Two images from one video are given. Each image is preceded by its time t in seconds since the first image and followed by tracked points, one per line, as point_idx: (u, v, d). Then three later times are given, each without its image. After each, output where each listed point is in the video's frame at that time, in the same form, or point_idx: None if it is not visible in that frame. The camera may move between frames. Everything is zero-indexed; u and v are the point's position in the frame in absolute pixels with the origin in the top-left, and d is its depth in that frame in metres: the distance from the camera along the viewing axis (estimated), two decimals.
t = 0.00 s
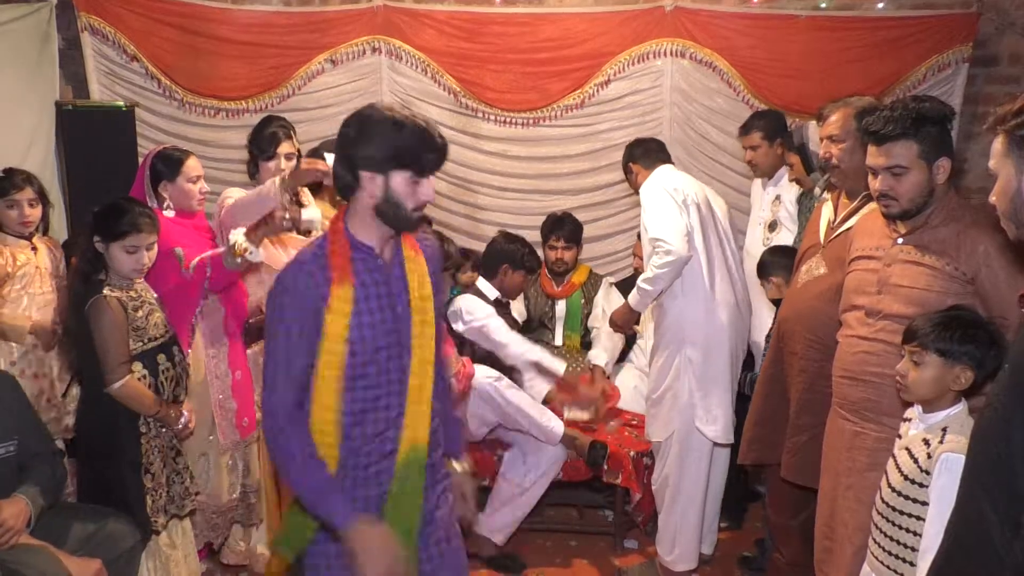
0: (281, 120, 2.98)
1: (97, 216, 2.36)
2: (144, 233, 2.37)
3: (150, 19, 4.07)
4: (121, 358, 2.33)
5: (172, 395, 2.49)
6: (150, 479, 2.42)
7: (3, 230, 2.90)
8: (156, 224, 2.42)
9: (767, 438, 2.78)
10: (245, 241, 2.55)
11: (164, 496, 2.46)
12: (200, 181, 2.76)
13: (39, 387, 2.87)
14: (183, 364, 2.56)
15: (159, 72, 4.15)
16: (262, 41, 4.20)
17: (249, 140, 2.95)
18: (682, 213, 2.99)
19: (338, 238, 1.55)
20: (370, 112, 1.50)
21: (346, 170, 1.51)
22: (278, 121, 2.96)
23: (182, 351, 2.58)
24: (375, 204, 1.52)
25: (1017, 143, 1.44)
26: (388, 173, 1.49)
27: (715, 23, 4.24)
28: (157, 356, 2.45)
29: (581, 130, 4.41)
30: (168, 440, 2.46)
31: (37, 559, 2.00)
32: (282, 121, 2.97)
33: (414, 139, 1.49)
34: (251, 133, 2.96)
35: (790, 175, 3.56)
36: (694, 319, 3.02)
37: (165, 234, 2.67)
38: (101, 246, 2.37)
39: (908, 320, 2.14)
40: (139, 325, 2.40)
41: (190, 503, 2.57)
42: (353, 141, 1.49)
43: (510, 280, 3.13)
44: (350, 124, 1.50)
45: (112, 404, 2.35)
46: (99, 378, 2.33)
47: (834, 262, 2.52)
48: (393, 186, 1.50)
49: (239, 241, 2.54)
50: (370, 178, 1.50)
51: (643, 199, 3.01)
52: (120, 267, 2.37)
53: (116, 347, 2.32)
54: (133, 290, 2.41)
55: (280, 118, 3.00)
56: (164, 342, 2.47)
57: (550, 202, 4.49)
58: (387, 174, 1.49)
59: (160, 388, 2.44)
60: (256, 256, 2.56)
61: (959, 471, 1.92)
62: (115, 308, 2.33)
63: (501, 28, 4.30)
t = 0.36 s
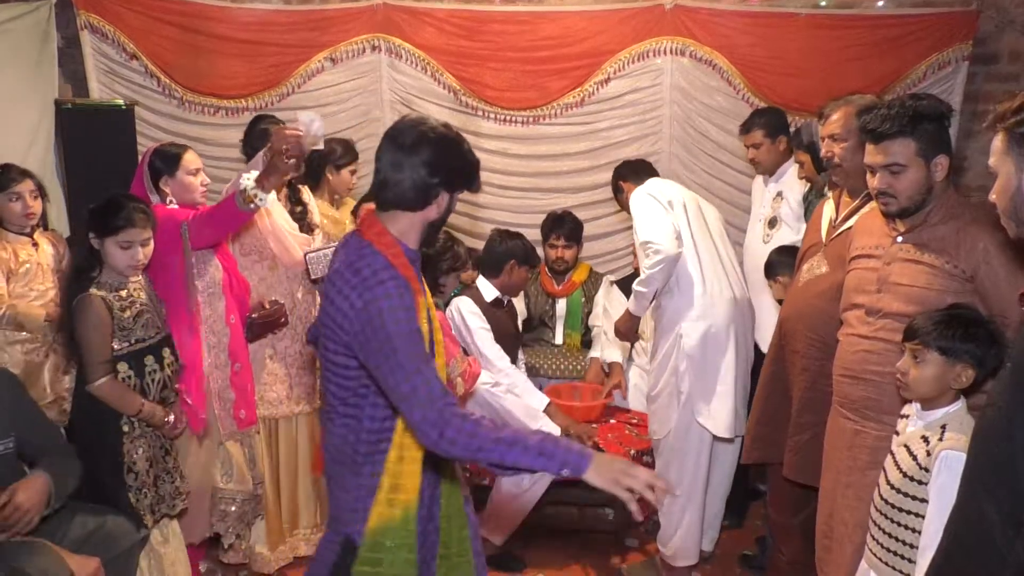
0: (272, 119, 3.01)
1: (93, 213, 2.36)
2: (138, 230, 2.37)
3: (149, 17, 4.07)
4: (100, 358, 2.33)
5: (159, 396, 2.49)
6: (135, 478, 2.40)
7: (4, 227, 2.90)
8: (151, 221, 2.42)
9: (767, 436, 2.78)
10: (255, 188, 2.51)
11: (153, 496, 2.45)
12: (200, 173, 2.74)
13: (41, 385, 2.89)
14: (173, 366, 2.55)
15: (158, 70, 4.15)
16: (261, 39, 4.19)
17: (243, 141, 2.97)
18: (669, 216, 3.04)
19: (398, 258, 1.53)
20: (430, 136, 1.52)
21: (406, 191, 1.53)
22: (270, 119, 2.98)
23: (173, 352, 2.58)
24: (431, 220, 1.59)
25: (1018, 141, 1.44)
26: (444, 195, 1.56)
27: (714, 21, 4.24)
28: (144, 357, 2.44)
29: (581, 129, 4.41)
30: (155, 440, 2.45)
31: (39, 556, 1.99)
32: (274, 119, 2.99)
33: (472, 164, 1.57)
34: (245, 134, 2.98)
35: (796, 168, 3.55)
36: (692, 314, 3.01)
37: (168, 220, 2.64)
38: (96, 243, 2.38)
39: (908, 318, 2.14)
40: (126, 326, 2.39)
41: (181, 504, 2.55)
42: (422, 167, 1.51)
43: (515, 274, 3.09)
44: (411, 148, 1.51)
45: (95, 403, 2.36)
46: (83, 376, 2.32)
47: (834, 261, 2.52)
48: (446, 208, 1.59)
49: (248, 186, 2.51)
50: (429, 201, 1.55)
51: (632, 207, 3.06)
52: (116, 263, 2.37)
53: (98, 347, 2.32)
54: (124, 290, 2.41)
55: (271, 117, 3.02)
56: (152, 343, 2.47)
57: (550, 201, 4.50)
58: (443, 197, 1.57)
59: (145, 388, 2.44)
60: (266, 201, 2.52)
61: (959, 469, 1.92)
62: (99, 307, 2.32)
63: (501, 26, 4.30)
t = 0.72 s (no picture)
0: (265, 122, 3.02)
1: (93, 209, 2.36)
2: (141, 221, 2.37)
3: (151, 16, 4.05)
4: (97, 354, 2.32)
5: (151, 395, 2.48)
6: (121, 476, 2.40)
7: (5, 223, 2.91)
8: (151, 211, 2.43)
9: (767, 435, 2.78)
10: (254, 184, 2.52)
11: (141, 495, 2.45)
12: (203, 169, 2.74)
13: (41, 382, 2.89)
14: (171, 365, 2.54)
15: (160, 69, 4.14)
16: (262, 39, 4.20)
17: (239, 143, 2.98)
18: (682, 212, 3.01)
19: (433, 233, 1.60)
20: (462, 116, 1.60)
21: (436, 168, 1.60)
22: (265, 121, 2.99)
23: (172, 352, 2.57)
24: (460, 203, 1.65)
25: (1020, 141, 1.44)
26: (473, 176, 1.63)
27: (715, 21, 4.24)
28: (140, 355, 2.44)
29: (581, 129, 4.42)
30: (145, 439, 2.45)
31: (39, 553, 2.00)
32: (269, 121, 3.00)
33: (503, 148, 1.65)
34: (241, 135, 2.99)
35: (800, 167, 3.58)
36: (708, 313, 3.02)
37: (171, 215, 2.62)
38: (101, 237, 2.38)
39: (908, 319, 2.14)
40: (128, 322, 2.39)
41: (170, 503, 2.55)
42: (451, 151, 1.59)
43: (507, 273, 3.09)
44: (443, 127, 1.59)
45: (91, 398, 2.35)
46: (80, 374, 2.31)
47: (836, 261, 2.52)
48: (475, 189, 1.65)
49: (246, 184, 2.51)
50: (457, 180, 1.62)
51: (642, 206, 3.01)
52: (119, 254, 2.37)
53: (99, 342, 2.31)
54: (127, 285, 2.41)
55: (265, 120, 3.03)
56: (151, 341, 2.46)
57: (551, 201, 4.50)
58: (471, 177, 1.63)
59: (138, 387, 2.44)
60: (264, 200, 2.54)
61: (957, 468, 1.92)
62: (103, 304, 2.32)
63: (502, 26, 4.30)
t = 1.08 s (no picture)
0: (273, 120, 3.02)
1: (88, 213, 2.35)
2: (137, 218, 2.37)
3: (154, 17, 4.06)
4: (102, 364, 2.33)
5: (159, 399, 2.47)
6: (130, 482, 2.40)
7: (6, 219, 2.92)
8: (145, 208, 2.43)
9: (768, 437, 2.78)
10: (255, 189, 2.52)
11: (149, 500, 2.44)
12: (201, 172, 2.73)
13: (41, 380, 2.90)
14: (175, 368, 2.54)
15: (162, 70, 4.14)
16: (264, 39, 4.19)
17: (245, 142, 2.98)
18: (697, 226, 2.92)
19: (451, 231, 1.78)
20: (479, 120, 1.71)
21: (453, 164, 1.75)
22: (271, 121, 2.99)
23: (176, 355, 2.57)
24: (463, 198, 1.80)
25: None
26: (478, 179, 1.74)
27: (716, 22, 4.24)
28: (146, 360, 2.43)
29: (583, 129, 4.41)
30: (154, 444, 2.44)
31: (39, 553, 2.00)
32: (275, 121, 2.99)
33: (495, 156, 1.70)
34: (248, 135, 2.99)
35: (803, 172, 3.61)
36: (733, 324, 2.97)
37: (171, 219, 2.65)
38: (96, 241, 2.36)
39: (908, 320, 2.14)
40: (128, 329, 2.38)
41: (181, 507, 2.54)
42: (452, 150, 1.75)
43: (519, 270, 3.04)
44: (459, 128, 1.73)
45: (92, 408, 2.35)
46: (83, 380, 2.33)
47: (839, 263, 2.52)
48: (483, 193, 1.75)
49: (248, 188, 2.51)
50: (467, 177, 1.75)
51: (655, 221, 2.90)
52: (118, 256, 2.36)
53: (102, 350, 2.33)
54: (125, 291, 2.40)
55: (272, 119, 3.03)
56: (153, 346, 2.45)
57: (553, 202, 4.50)
58: (476, 180, 1.74)
59: (147, 392, 2.43)
60: (267, 204, 2.53)
61: (956, 468, 1.92)
62: (101, 313, 2.32)
63: (504, 27, 4.30)
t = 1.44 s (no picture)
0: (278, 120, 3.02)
1: (88, 217, 2.36)
2: (138, 224, 2.37)
3: (155, 18, 3.99)
4: (107, 372, 2.32)
5: (166, 402, 2.49)
6: (137, 484, 2.41)
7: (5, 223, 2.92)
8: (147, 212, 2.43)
9: (769, 438, 2.78)
10: (256, 194, 2.50)
11: (155, 501, 2.46)
12: (203, 175, 2.74)
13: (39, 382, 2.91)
14: (180, 370, 2.56)
15: (164, 71, 4.07)
16: (267, 40, 4.17)
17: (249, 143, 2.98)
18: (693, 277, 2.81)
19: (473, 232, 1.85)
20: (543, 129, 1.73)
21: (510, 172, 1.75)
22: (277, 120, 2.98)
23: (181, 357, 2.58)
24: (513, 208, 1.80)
25: None
26: (538, 190, 1.75)
27: (717, 23, 4.24)
28: (151, 365, 2.44)
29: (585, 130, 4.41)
30: (161, 445, 2.47)
31: (39, 555, 2.00)
32: (280, 120, 3.00)
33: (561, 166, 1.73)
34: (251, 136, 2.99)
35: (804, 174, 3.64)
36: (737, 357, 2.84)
37: (171, 223, 2.65)
38: (98, 247, 2.37)
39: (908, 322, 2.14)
40: (133, 335, 2.38)
41: (182, 507, 2.56)
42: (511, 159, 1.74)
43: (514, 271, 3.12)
44: (523, 135, 1.73)
45: (99, 415, 2.34)
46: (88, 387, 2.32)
47: (841, 264, 2.52)
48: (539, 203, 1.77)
49: (249, 193, 2.49)
50: (527, 187, 1.76)
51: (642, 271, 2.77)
52: (120, 262, 2.36)
53: (107, 357, 2.32)
54: (127, 298, 2.40)
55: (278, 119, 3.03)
56: (159, 351, 2.46)
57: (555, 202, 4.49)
58: (538, 191, 1.76)
59: (153, 397, 2.45)
60: (267, 209, 2.52)
61: (956, 467, 1.92)
62: (105, 321, 2.32)
63: (506, 28, 4.30)
